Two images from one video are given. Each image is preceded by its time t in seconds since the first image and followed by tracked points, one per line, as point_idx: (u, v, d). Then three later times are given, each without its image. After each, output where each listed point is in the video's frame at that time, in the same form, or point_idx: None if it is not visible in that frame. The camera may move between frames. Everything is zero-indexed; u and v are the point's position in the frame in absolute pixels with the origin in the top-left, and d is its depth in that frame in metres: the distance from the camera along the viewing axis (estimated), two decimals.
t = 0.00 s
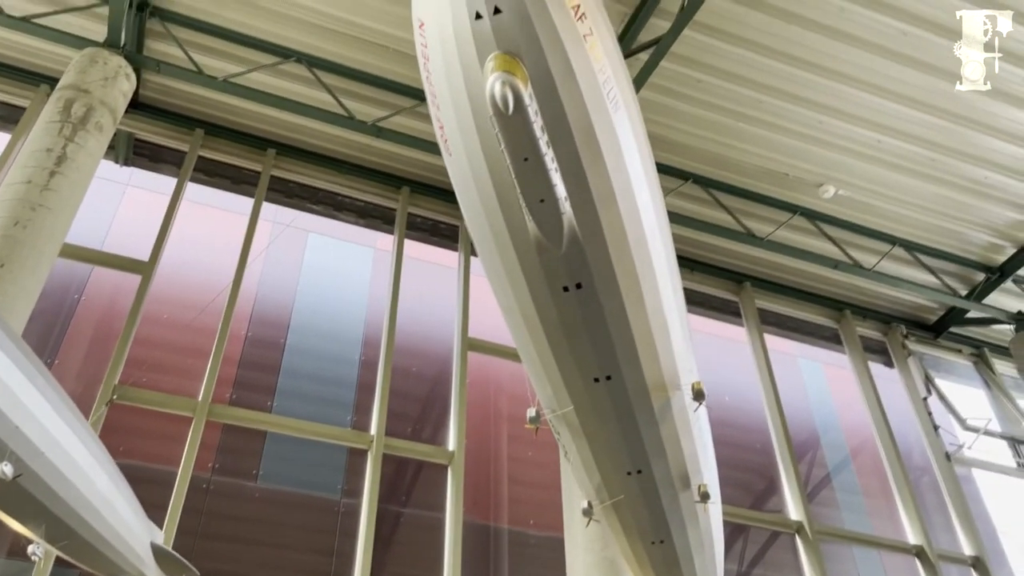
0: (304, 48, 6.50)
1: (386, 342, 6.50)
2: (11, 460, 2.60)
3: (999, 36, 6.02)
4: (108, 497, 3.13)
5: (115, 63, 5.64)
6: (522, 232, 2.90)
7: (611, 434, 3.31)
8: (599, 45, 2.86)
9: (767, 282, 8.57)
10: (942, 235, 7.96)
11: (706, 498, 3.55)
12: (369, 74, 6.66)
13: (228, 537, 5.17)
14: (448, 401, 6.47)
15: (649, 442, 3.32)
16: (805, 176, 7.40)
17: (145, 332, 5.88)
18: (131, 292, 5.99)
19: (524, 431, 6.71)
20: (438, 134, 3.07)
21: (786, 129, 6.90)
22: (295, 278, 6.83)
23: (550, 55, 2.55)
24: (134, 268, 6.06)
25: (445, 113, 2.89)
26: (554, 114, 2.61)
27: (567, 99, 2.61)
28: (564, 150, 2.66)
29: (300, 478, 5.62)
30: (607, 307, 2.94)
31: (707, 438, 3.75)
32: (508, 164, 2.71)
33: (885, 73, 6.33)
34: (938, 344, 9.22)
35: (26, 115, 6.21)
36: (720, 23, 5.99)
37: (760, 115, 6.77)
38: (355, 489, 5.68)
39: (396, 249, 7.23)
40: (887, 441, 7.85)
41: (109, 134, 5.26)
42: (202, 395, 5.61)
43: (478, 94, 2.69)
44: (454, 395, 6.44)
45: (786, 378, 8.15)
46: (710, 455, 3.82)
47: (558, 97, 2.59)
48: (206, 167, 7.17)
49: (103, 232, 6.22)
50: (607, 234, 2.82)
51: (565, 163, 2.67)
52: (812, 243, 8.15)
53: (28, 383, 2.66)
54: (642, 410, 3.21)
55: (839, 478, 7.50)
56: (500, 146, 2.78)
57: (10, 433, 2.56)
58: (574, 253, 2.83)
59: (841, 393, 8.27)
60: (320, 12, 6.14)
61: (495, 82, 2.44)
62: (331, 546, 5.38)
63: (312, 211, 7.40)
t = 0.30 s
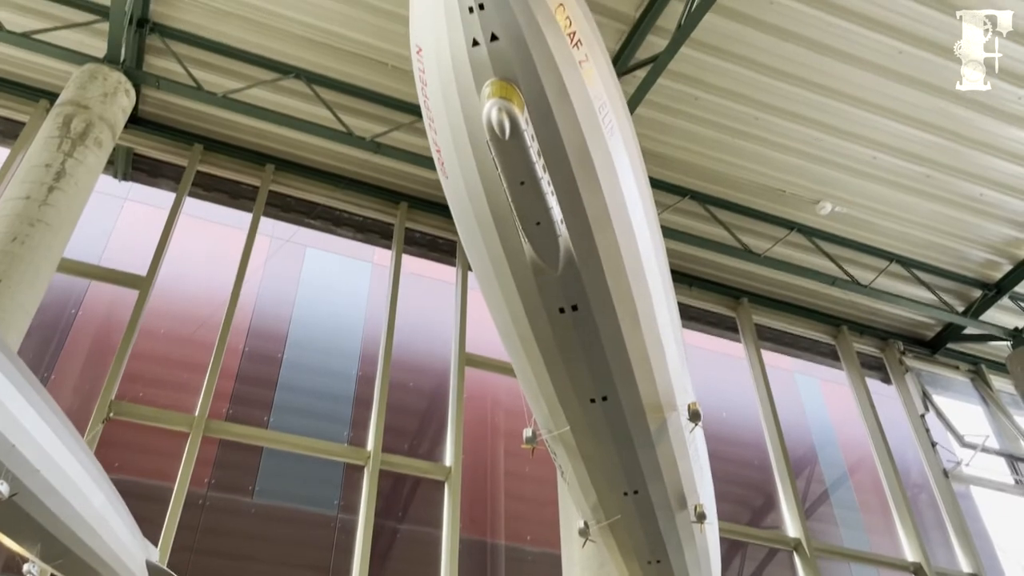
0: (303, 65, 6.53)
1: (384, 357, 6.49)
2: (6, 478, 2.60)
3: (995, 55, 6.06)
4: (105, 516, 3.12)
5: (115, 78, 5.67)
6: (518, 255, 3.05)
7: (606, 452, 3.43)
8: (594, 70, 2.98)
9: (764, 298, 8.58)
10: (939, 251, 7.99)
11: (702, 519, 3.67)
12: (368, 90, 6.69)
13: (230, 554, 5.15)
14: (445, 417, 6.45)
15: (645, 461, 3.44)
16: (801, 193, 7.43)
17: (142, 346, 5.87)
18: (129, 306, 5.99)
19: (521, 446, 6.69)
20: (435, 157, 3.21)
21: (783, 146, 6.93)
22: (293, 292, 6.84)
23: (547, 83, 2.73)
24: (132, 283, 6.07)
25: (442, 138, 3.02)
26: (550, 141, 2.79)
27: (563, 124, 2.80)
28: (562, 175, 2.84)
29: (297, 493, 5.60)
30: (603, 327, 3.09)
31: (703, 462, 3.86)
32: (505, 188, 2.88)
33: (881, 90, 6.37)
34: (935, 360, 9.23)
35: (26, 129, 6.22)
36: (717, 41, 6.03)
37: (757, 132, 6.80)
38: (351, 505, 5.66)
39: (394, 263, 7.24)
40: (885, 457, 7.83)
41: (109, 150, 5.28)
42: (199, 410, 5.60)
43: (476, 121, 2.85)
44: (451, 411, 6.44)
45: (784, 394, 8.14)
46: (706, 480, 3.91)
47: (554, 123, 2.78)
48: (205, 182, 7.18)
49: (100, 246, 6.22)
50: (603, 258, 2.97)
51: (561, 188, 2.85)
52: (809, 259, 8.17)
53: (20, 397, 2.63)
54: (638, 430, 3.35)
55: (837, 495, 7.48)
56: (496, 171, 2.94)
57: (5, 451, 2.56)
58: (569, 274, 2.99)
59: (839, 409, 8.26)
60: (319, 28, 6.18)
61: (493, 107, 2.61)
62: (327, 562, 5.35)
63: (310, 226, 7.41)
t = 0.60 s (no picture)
0: (303, 80, 6.57)
1: (382, 371, 6.49)
2: (5, 496, 2.61)
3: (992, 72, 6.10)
4: (102, 532, 3.12)
5: (116, 94, 5.69)
6: (517, 276, 3.08)
7: (605, 470, 3.45)
8: (591, 93, 2.98)
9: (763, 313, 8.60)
10: (937, 267, 8.01)
11: (699, 536, 3.68)
12: (368, 105, 6.73)
13: (228, 569, 5.14)
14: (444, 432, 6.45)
15: (643, 480, 3.46)
16: (799, 209, 7.45)
17: (140, 360, 5.87)
18: (128, 320, 6.00)
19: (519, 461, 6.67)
20: (434, 179, 3.23)
21: (781, 162, 6.96)
22: (293, 306, 6.84)
23: (545, 107, 2.76)
24: (131, 297, 6.07)
25: (441, 159, 3.04)
26: (547, 164, 2.83)
27: (561, 146, 2.82)
28: (560, 197, 2.87)
29: (295, 508, 5.59)
30: (602, 348, 3.12)
31: (701, 480, 3.87)
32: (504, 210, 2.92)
33: (877, 106, 6.40)
34: (933, 375, 9.24)
35: (27, 144, 6.25)
36: (715, 58, 6.07)
37: (755, 148, 6.83)
38: (348, 520, 5.65)
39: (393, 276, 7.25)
40: (884, 472, 7.82)
41: (109, 164, 5.30)
42: (196, 425, 5.59)
43: (475, 143, 2.87)
44: (449, 427, 6.43)
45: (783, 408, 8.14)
46: (705, 499, 3.91)
47: (551, 145, 2.81)
48: (204, 197, 7.20)
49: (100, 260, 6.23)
50: (601, 279, 3.00)
51: (560, 210, 2.88)
52: (807, 274, 8.19)
53: (19, 414, 2.65)
54: (636, 449, 3.37)
55: (836, 510, 7.47)
56: (495, 193, 2.97)
57: (4, 470, 2.57)
58: (568, 295, 3.02)
59: (838, 424, 8.25)
60: (319, 44, 6.22)
61: (492, 131, 2.66)
62: None
63: (310, 240, 7.43)
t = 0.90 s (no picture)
0: (303, 93, 6.59)
1: (381, 384, 6.49)
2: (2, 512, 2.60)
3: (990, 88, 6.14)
4: (99, 549, 3.11)
5: (116, 107, 5.71)
6: (514, 293, 3.10)
7: (601, 487, 3.45)
8: (587, 113, 2.98)
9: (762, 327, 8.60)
10: (935, 281, 8.02)
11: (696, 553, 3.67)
12: (368, 119, 6.75)
13: None
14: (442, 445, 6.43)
15: (640, 497, 3.46)
16: (797, 222, 7.47)
17: (138, 372, 5.86)
18: (126, 332, 5.99)
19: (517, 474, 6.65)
20: (432, 196, 3.25)
21: (779, 176, 6.99)
22: (291, 319, 6.84)
23: (542, 126, 2.78)
24: (130, 309, 6.07)
25: (438, 177, 3.06)
26: (544, 182, 2.85)
27: (557, 165, 2.84)
28: (556, 215, 2.90)
29: (292, 521, 5.57)
30: (598, 365, 3.14)
31: (698, 496, 3.87)
32: (500, 227, 2.95)
33: (875, 121, 6.43)
34: (931, 389, 9.23)
35: (27, 157, 6.26)
36: (713, 73, 6.10)
37: (753, 162, 6.85)
38: (345, 534, 5.63)
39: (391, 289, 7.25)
40: (883, 486, 7.80)
41: (108, 177, 5.31)
42: (194, 438, 5.58)
43: (472, 162, 2.90)
44: (447, 441, 6.42)
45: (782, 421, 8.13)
46: (702, 515, 3.91)
47: (548, 163, 2.83)
48: (204, 209, 7.22)
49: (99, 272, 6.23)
50: (597, 296, 3.02)
51: (556, 228, 2.91)
52: (805, 287, 8.20)
53: (16, 430, 2.64)
54: (633, 465, 3.38)
55: (835, 523, 7.46)
56: (492, 210, 2.98)
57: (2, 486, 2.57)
58: (564, 312, 3.04)
59: (837, 438, 8.24)
60: (318, 57, 6.24)
61: (488, 150, 2.69)
62: None
63: (309, 252, 7.44)
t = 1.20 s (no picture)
0: (303, 105, 6.62)
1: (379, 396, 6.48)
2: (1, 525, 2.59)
3: (987, 102, 6.17)
4: (95, 564, 3.09)
5: (116, 119, 5.73)
6: (512, 309, 3.10)
7: (599, 501, 3.44)
8: (585, 132, 2.99)
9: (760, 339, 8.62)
10: (933, 294, 8.04)
11: (694, 568, 3.67)
12: (368, 131, 6.78)
13: None
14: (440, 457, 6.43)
15: (638, 512, 3.46)
16: (795, 235, 7.49)
17: (137, 384, 5.86)
18: (125, 344, 6.00)
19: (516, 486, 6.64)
20: (431, 212, 3.27)
21: (777, 189, 7.01)
22: (290, 331, 6.84)
23: (540, 145, 2.81)
24: (129, 321, 6.07)
25: (438, 194, 3.09)
26: (542, 198, 2.87)
27: (555, 183, 2.86)
28: (555, 232, 2.91)
29: (289, 533, 5.55)
30: (596, 381, 3.14)
31: (697, 511, 3.86)
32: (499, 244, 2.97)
33: (872, 134, 6.46)
34: (930, 402, 9.23)
35: (27, 168, 6.28)
36: (711, 87, 6.14)
37: (751, 175, 6.87)
38: (343, 546, 5.61)
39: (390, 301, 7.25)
40: (882, 500, 7.79)
41: (108, 189, 5.32)
42: (192, 450, 5.57)
43: (471, 180, 2.92)
44: (445, 453, 6.41)
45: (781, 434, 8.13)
46: (699, 530, 3.91)
47: (546, 180, 2.85)
48: (203, 220, 7.23)
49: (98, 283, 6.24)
50: (595, 312, 3.03)
51: (555, 245, 2.92)
52: (804, 300, 8.21)
53: (14, 443, 2.64)
54: (631, 481, 3.37)
55: (834, 536, 7.45)
56: (491, 227, 3.00)
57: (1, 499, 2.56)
58: (562, 328, 3.04)
59: (836, 450, 8.23)
60: (318, 70, 6.28)
61: (487, 169, 2.72)
62: None
63: (308, 264, 7.45)
